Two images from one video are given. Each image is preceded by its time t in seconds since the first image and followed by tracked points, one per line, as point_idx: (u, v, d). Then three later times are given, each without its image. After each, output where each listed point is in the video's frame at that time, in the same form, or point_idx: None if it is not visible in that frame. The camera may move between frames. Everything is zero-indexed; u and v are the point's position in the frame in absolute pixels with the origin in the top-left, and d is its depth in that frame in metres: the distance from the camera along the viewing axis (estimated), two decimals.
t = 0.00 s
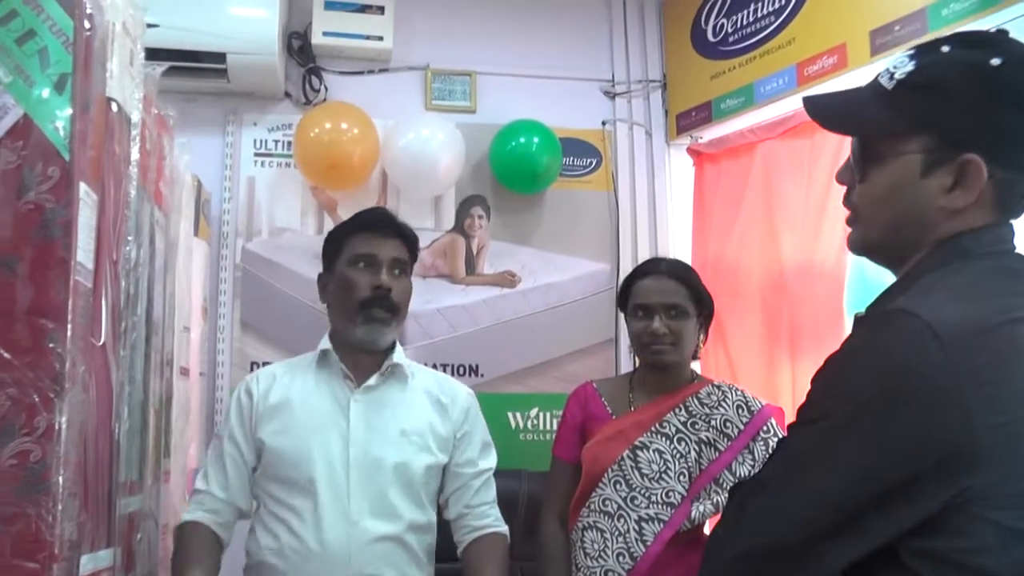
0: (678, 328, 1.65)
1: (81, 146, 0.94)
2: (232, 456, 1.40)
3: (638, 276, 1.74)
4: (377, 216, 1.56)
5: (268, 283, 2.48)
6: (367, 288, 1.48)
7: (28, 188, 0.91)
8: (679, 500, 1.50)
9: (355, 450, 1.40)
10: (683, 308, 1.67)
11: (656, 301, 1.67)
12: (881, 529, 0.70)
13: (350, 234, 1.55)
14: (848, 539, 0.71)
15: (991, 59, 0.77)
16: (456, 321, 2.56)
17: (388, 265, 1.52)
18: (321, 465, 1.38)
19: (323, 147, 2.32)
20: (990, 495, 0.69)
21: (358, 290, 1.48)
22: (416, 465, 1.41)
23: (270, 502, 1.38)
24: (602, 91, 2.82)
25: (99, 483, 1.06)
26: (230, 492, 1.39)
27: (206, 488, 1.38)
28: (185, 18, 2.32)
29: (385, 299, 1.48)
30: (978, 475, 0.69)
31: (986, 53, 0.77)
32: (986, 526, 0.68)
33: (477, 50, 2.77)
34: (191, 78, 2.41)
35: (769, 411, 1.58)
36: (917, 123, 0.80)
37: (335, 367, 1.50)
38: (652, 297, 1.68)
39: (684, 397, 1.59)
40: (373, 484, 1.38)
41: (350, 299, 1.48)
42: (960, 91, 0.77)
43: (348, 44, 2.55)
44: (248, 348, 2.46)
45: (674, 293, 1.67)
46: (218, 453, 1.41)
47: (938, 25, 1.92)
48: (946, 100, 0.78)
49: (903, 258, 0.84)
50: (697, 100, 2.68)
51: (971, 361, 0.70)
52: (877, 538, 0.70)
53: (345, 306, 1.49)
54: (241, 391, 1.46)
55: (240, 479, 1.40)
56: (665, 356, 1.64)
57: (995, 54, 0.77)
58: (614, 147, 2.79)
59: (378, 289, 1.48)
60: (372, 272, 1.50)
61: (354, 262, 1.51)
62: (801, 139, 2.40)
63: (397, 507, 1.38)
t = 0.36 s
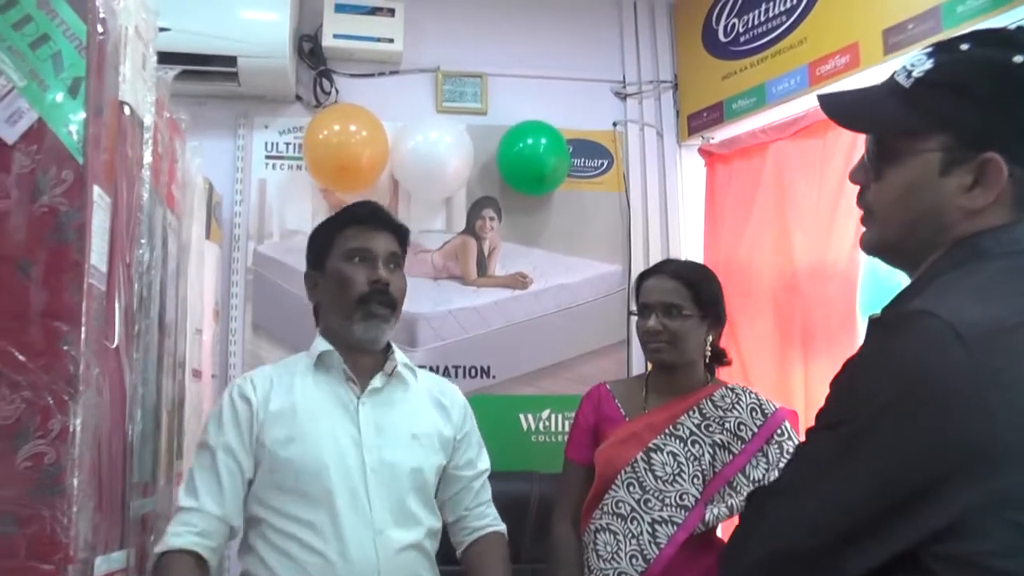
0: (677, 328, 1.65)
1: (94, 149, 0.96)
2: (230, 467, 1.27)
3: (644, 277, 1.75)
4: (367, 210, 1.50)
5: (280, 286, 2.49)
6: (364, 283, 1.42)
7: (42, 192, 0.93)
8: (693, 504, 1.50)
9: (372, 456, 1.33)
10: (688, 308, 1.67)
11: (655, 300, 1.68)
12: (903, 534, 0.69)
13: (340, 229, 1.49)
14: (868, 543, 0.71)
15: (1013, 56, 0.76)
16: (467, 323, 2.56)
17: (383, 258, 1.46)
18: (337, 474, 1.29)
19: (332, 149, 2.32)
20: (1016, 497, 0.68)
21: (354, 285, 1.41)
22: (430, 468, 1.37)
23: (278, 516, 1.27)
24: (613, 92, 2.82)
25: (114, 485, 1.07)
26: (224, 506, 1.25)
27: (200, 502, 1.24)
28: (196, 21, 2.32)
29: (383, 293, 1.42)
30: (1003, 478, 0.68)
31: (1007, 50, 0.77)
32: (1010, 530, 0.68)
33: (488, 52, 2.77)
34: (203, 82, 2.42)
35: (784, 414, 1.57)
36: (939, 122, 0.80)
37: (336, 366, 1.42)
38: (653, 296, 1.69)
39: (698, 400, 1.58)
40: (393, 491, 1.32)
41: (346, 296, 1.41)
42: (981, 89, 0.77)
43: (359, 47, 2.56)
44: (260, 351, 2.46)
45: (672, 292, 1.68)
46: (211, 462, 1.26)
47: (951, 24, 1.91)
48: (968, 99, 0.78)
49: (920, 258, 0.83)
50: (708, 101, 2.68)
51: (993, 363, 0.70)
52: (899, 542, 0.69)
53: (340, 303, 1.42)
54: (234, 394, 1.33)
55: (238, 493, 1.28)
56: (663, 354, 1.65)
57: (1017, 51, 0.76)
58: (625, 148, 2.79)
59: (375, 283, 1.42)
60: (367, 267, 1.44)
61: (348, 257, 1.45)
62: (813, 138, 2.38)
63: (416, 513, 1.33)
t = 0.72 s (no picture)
0: (686, 330, 1.65)
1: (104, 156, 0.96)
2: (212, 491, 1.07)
3: (655, 280, 1.76)
4: (334, 183, 1.37)
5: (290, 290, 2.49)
6: (342, 262, 1.29)
7: (54, 200, 0.94)
8: (704, 510, 1.49)
9: (375, 462, 1.19)
10: (699, 312, 1.67)
11: (664, 303, 1.69)
12: (917, 544, 0.69)
13: (305, 204, 1.35)
14: (880, 553, 0.70)
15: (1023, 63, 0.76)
16: (477, 328, 2.56)
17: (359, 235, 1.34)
18: (338, 485, 1.14)
19: (338, 154, 2.32)
20: None
21: (333, 265, 1.28)
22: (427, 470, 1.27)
23: (272, 547, 1.10)
24: (622, 96, 2.82)
25: (121, 489, 1.08)
26: (206, 540, 1.05)
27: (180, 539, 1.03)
28: (206, 27, 2.33)
29: (365, 271, 1.29)
30: (1015, 486, 0.67)
31: (1016, 58, 0.77)
32: None
33: (497, 57, 2.77)
34: (213, 88, 2.43)
35: (794, 419, 1.56)
36: (949, 130, 0.79)
37: (320, 362, 1.26)
38: (664, 299, 1.69)
39: (708, 405, 1.58)
40: (399, 498, 1.20)
41: (324, 278, 1.27)
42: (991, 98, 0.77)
43: (369, 52, 2.57)
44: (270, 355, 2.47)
45: (682, 295, 1.68)
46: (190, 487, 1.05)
47: (960, 28, 1.90)
48: (978, 107, 0.78)
49: (929, 265, 0.83)
50: (717, 105, 2.67)
51: (1003, 369, 0.69)
52: (911, 552, 0.69)
53: (316, 285, 1.28)
54: (208, 401, 1.12)
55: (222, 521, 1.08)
56: (672, 356, 1.65)
57: None
58: (634, 152, 2.78)
59: (355, 262, 1.29)
60: (344, 245, 1.31)
61: (321, 235, 1.31)
62: (823, 142, 2.37)
63: (421, 520, 1.23)
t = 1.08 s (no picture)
0: (698, 336, 1.65)
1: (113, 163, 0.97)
2: (205, 517, 1.01)
3: (665, 286, 1.76)
4: (323, 172, 1.32)
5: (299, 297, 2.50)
6: (330, 260, 1.24)
7: (63, 208, 0.94)
8: (714, 520, 1.48)
9: (379, 474, 1.16)
10: (709, 319, 1.67)
11: (676, 308, 1.69)
12: (930, 555, 0.68)
13: (294, 197, 1.30)
14: (893, 563, 0.70)
15: None
16: (485, 335, 2.55)
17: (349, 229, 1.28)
18: (341, 499, 1.10)
19: (346, 161, 2.32)
20: None
21: (320, 264, 1.23)
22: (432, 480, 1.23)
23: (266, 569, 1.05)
24: (631, 102, 2.81)
25: (128, 497, 1.08)
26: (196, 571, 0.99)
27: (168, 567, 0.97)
28: (215, 34, 2.34)
29: (356, 269, 1.24)
30: None
31: None
32: None
33: (506, 63, 2.77)
34: (222, 94, 2.44)
35: (803, 427, 1.57)
36: (967, 137, 0.79)
37: (316, 369, 1.21)
38: (674, 305, 1.69)
39: (717, 413, 1.57)
40: (404, 511, 1.16)
41: (312, 278, 1.23)
42: (1010, 104, 0.76)
43: (378, 59, 2.57)
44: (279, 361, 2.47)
45: (694, 301, 1.68)
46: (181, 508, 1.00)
47: (971, 34, 1.90)
48: (997, 114, 0.77)
49: (944, 273, 0.83)
50: (727, 112, 2.66)
51: (1018, 381, 0.69)
52: (925, 564, 0.68)
53: (304, 284, 1.24)
54: (196, 416, 1.06)
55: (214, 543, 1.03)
56: (684, 362, 1.64)
57: None
58: (643, 158, 2.78)
59: (344, 259, 1.24)
60: (333, 241, 1.26)
61: (309, 232, 1.26)
62: (833, 148, 2.37)
63: (428, 532, 1.19)
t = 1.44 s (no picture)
0: (717, 341, 1.64)
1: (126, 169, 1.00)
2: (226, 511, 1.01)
3: (681, 292, 1.75)
4: (385, 177, 1.33)
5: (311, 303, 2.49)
6: (386, 264, 1.25)
7: (77, 213, 0.97)
8: (731, 530, 1.47)
9: (414, 480, 1.14)
10: (727, 326, 1.66)
11: (695, 313, 1.68)
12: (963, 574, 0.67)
13: (355, 200, 1.32)
14: None
15: None
16: (498, 342, 2.55)
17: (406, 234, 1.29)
18: (372, 505, 1.09)
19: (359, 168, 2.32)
20: None
21: (375, 266, 1.24)
22: (477, 493, 1.21)
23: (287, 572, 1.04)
24: (644, 108, 2.80)
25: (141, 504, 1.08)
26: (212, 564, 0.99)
27: (184, 558, 0.98)
28: (228, 41, 2.35)
29: (409, 274, 1.25)
30: None
31: None
32: None
33: (518, 70, 2.77)
34: (235, 101, 2.45)
35: (819, 434, 1.53)
36: (1001, 137, 0.78)
37: (359, 372, 1.22)
38: (692, 311, 1.68)
39: (732, 421, 1.56)
40: (442, 520, 1.14)
41: (366, 281, 1.24)
42: None
43: (390, 65, 2.57)
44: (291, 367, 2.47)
45: (713, 307, 1.67)
46: (201, 502, 1.00)
47: (987, 39, 1.89)
48: None
49: (973, 277, 0.81)
50: (740, 118, 2.65)
51: None
52: None
53: (359, 287, 1.24)
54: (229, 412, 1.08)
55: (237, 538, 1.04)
56: (702, 367, 1.63)
57: None
58: (656, 165, 2.77)
59: (399, 264, 1.25)
60: (389, 245, 1.27)
61: (366, 235, 1.27)
62: (848, 154, 2.35)
63: (472, 543, 1.16)
